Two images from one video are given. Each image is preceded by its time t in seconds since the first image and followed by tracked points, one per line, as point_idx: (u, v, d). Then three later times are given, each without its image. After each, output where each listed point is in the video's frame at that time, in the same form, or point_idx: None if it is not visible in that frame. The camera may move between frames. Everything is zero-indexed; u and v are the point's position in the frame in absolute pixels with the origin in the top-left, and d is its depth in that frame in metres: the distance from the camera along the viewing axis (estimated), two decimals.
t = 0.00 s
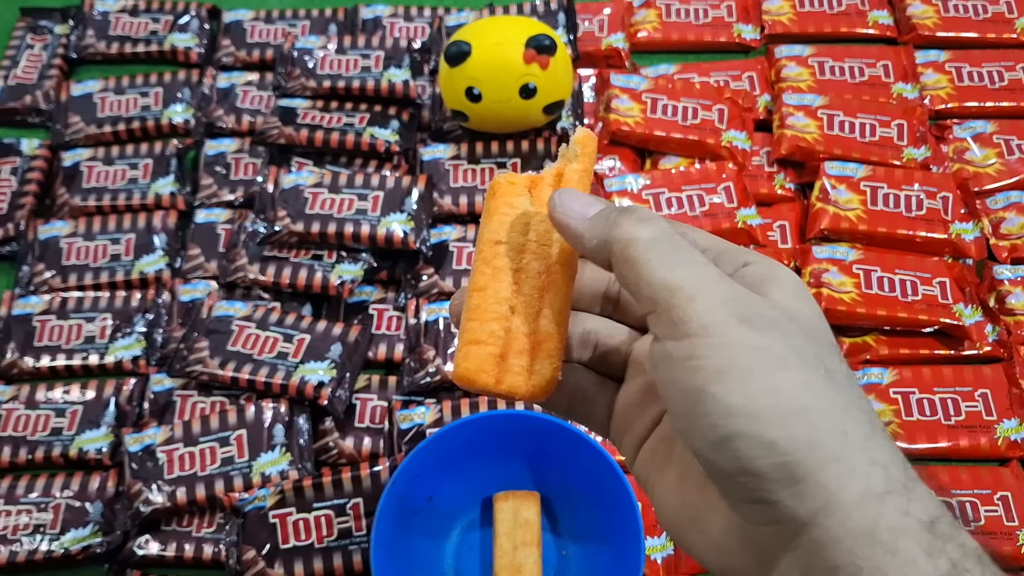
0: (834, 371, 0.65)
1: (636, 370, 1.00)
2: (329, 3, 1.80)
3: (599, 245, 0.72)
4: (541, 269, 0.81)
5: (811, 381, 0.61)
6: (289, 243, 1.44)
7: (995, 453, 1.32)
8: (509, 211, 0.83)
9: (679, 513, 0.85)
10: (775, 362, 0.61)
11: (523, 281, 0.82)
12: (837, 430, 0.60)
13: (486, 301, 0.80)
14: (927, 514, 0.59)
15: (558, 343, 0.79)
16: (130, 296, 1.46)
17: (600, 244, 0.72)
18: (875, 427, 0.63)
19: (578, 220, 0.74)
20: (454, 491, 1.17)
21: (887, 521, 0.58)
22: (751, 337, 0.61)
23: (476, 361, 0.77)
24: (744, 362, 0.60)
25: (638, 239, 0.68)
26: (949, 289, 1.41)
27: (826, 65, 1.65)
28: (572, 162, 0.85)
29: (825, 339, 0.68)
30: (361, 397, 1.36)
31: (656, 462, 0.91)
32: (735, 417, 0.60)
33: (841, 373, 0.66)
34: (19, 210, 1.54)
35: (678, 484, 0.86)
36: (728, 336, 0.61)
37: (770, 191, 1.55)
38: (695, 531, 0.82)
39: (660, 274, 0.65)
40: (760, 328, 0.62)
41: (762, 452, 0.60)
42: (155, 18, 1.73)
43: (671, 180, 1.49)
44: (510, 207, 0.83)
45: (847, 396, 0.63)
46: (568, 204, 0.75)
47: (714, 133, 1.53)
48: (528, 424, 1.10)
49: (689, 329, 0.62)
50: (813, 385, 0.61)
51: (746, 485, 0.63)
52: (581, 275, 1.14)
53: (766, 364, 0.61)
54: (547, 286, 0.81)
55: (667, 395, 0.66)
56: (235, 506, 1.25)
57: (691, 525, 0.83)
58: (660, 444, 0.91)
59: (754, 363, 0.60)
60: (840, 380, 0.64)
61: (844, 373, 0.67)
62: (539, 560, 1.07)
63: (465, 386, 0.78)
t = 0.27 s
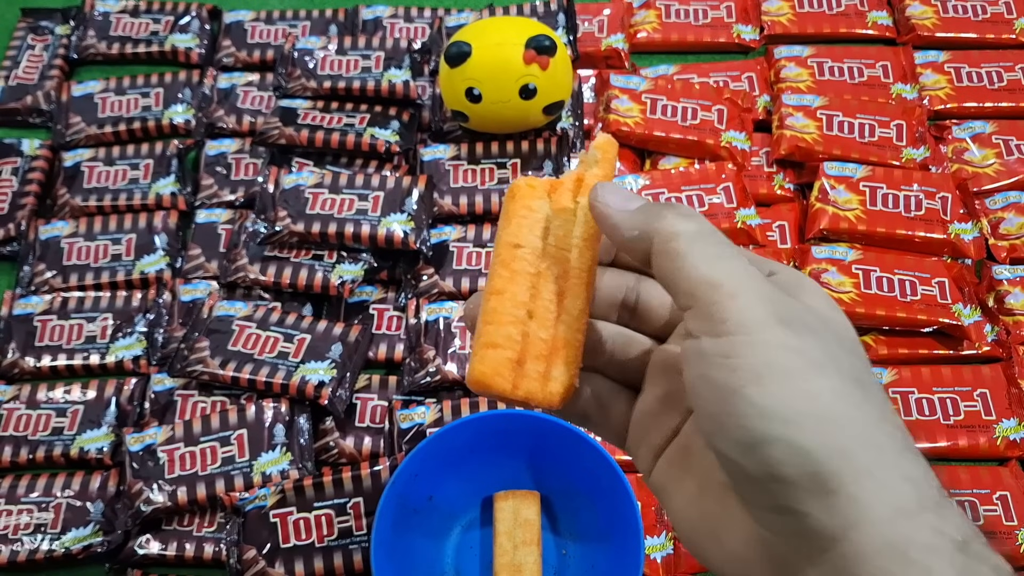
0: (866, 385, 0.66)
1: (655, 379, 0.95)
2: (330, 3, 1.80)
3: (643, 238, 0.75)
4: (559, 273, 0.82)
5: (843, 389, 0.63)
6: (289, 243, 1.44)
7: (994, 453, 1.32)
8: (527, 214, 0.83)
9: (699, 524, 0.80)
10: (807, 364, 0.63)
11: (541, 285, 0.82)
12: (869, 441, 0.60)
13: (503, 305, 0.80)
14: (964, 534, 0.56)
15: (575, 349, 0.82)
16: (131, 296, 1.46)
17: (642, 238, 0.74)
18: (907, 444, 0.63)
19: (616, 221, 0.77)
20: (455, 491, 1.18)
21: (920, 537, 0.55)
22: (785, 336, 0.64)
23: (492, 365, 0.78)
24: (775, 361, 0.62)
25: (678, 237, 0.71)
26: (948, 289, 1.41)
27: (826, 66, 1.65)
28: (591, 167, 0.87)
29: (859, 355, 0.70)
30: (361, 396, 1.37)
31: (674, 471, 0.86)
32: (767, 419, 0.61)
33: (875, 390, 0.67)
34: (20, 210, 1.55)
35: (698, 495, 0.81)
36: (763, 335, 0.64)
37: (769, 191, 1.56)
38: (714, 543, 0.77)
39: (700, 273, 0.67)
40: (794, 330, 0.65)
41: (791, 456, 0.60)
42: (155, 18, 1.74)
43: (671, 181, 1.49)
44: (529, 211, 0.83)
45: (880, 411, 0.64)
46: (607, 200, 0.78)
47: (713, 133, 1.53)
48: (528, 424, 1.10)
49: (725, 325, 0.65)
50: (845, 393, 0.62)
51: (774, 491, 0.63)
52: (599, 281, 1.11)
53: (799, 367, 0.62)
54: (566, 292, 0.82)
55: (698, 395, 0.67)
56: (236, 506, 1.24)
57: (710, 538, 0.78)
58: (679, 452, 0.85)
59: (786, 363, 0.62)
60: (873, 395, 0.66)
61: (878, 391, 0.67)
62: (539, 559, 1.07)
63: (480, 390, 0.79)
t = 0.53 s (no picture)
0: (922, 397, 0.63)
1: (700, 386, 0.93)
2: (330, 3, 1.80)
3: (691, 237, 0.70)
4: (607, 275, 0.80)
5: (904, 403, 0.59)
6: (289, 243, 1.44)
7: (994, 453, 1.32)
8: (578, 214, 0.82)
9: (744, 535, 0.79)
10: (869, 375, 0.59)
11: (590, 287, 0.80)
12: (928, 456, 0.58)
13: (550, 306, 0.80)
14: (1018, 556, 0.59)
15: (621, 352, 0.79)
16: (131, 296, 1.46)
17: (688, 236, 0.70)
18: (961, 460, 0.62)
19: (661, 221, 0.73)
20: (454, 491, 1.18)
21: (980, 559, 0.56)
22: (844, 345, 0.59)
23: (537, 366, 0.78)
24: (834, 372, 0.58)
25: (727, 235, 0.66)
26: (948, 289, 1.41)
27: (825, 66, 1.65)
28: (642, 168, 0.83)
29: (914, 364, 0.66)
30: (361, 396, 1.37)
31: (719, 481, 0.86)
32: (823, 430, 0.58)
33: (930, 401, 0.64)
34: (20, 210, 1.55)
35: (745, 508, 0.80)
36: (821, 343, 0.59)
37: (769, 191, 1.56)
38: (759, 555, 0.76)
39: (752, 276, 0.63)
40: (854, 339, 0.60)
41: (849, 469, 0.58)
42: (156, 18, 1.74)
43: (670, 181, 1.49)
44: (578, 213, 0.82)
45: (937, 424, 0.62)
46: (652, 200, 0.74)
47: (713, 133, 1.53)
48: (528, 424, 1.10)
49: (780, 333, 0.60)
50: (905, 405, 0.59)
51: (827, 505, 0.61)
52: (647, 286, 1.09)
53: (860, 379, 0.58)
54: (614, 293, 0.79)
55: (747, 405, 0.64)
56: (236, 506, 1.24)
57: (756, 550, 0.77)
58: (724, 464, 0.85)
59: (845, 373, 0.58)
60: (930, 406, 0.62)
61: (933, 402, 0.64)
62: (539, 559, 1.07)
63: (523, 390, 0.79)
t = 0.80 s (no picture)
0: (911, 412, 0.62)
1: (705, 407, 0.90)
2: (330, 4, 1.81)
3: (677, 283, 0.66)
4: (617, 298, 0.74)
5: (890, 426, 0.59)
6: (290, 243, 1.44)
7: (994, 453, 1.32)
8: (586, 240, 0.76)
9: (745, 550, 0.80)
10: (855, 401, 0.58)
11: (599, 309, 0.75)
12: (914, 476, 0.59)
13: (560, 327, 0.74)
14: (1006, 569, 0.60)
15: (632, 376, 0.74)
16: (132, 296, 1.46)
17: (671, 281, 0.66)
18: (947, 475, 0.62)
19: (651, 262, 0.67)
20: (455, 490, 1.18)
21: (966, 572, 0.58)
22: (830, 377, 0.58)
23: (547, 387, 0.72)
24: (818, 401, 0.58)
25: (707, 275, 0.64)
26: (947, 289, 1.41)
27: (825, 66, 1.65)
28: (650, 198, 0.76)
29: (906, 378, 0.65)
30: (362, 396, 1.37)
31: (722, 500, 0.86)
32: (810, 454, 0.58)
33: (919, 414, 0.64)
34: (21, 210, 1.55)
35: (746, 523, 0.81)
36: (806, 372, 0.58)
37: (769, 191, 1.56)
38: (758, 569, 0.77)
39: (734, 311, 0.61)
40: (840, 367, 0.59)
41: (833, 489, 0.59)
42: (156, 19, 1.74)
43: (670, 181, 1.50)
44: (586, 240, 0.76)
45: (925, 439, 0.62)
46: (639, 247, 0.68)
47: (713, 134, 1.54)
48: (528, 424, 1.11)
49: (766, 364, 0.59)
50: (891, 427, 0.59)
51: (817, 523, 0.62)
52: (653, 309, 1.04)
53: (846, 403, 0.58)
54: (623, 317, 0.74)
55: (738, 430, 0.64)
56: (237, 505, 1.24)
57: (756, 564, 0.78)
58: (727, 482, 0.85)
59: (831, 400, 0.58)
60: (918, 423, 0.62)
61: (922, 415, 0.64)
62: (539, 559, 1.08)
63: (533, 412, 0.73)
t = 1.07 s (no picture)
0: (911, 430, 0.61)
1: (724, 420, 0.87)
2: (331, 5, 1.81)
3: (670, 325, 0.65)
4: (639, 323, 0.71)
5: (886, 447, 0.58)
6: (291, 243, 1.45)
7: (992, 452, 1.33)
8: (606, 262, 0.72)
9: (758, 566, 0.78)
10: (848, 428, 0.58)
11: (623, 335, 0.71)
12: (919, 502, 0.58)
13: (584, 353, 0.70)
14: None
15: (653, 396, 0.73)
16: (134, 296, 1.47)
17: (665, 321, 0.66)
18: (951, 489, 0.61)
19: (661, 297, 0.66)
20: (455, 490, 1.19)
21: None
22: (823, 407, 0.58)
23: (575, 414, 0.69)
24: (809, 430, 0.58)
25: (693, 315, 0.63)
26: (945, 289, 1.42)
27: (824, 67, 1.66)
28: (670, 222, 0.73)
29: (905, 397, 0.64)
30: (362, 396, 1.38)
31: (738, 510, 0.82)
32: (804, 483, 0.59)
33: (920, 430, 0.63)
34: (23, 210, 1.55)
35: (759, 539, 0.79)
36: (797, 403, 0.58)
37: (768, 192, 1.56)
38: None
39: (727, 352, 0.61)
40: (833, 396, 0.59)
41: (832, 513, 0.59)
42: (157, 20, 1.74)
43: (670, 182, 1.50)
44: (606, 267, 0.72)
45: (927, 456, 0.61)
46: (646, 281, 0.68)
47: (712, 135, 1.54)
48: (528, 423, 1.11)
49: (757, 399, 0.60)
50: (889, 450, 0.58)
51: (822, 548, 0.62)
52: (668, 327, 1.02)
53: (837, 430, 0.58)
54: (646, 341, 0.71)
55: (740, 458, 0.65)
56: (238, 505, 1.24)
57: None
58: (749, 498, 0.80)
59: (823, 427, 0.58)
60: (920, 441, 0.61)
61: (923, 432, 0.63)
62: (539, 558, 1.08)
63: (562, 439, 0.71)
